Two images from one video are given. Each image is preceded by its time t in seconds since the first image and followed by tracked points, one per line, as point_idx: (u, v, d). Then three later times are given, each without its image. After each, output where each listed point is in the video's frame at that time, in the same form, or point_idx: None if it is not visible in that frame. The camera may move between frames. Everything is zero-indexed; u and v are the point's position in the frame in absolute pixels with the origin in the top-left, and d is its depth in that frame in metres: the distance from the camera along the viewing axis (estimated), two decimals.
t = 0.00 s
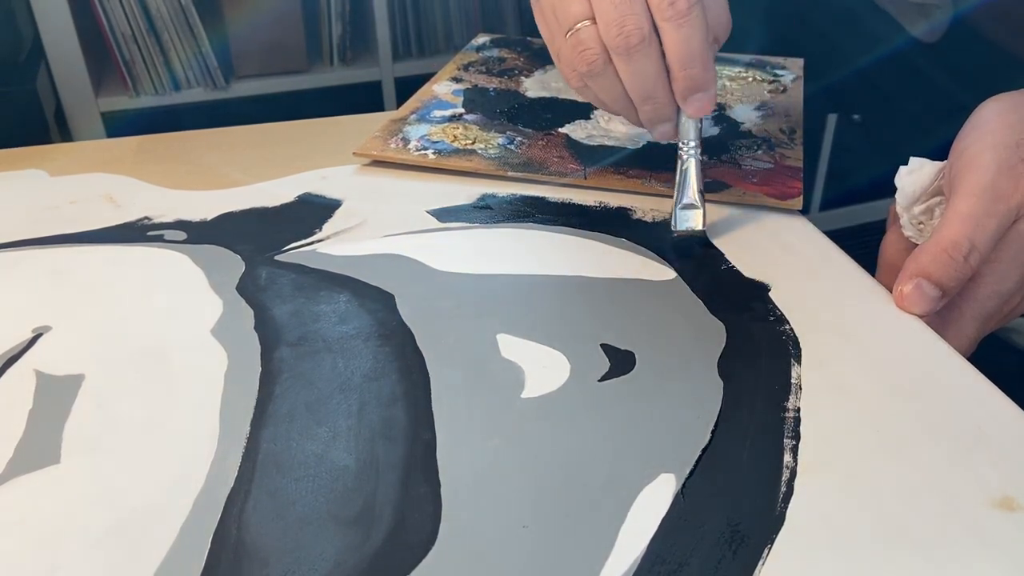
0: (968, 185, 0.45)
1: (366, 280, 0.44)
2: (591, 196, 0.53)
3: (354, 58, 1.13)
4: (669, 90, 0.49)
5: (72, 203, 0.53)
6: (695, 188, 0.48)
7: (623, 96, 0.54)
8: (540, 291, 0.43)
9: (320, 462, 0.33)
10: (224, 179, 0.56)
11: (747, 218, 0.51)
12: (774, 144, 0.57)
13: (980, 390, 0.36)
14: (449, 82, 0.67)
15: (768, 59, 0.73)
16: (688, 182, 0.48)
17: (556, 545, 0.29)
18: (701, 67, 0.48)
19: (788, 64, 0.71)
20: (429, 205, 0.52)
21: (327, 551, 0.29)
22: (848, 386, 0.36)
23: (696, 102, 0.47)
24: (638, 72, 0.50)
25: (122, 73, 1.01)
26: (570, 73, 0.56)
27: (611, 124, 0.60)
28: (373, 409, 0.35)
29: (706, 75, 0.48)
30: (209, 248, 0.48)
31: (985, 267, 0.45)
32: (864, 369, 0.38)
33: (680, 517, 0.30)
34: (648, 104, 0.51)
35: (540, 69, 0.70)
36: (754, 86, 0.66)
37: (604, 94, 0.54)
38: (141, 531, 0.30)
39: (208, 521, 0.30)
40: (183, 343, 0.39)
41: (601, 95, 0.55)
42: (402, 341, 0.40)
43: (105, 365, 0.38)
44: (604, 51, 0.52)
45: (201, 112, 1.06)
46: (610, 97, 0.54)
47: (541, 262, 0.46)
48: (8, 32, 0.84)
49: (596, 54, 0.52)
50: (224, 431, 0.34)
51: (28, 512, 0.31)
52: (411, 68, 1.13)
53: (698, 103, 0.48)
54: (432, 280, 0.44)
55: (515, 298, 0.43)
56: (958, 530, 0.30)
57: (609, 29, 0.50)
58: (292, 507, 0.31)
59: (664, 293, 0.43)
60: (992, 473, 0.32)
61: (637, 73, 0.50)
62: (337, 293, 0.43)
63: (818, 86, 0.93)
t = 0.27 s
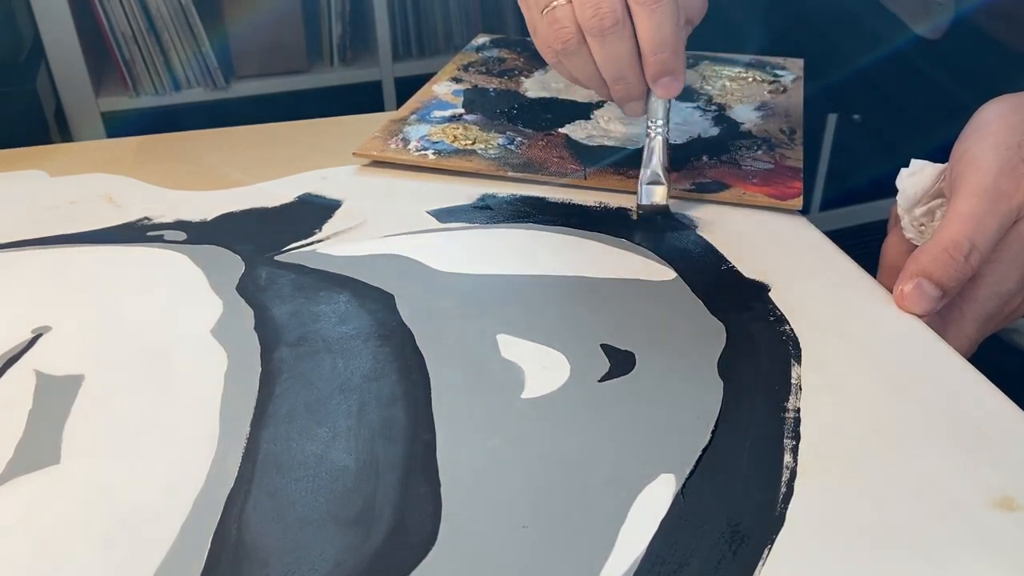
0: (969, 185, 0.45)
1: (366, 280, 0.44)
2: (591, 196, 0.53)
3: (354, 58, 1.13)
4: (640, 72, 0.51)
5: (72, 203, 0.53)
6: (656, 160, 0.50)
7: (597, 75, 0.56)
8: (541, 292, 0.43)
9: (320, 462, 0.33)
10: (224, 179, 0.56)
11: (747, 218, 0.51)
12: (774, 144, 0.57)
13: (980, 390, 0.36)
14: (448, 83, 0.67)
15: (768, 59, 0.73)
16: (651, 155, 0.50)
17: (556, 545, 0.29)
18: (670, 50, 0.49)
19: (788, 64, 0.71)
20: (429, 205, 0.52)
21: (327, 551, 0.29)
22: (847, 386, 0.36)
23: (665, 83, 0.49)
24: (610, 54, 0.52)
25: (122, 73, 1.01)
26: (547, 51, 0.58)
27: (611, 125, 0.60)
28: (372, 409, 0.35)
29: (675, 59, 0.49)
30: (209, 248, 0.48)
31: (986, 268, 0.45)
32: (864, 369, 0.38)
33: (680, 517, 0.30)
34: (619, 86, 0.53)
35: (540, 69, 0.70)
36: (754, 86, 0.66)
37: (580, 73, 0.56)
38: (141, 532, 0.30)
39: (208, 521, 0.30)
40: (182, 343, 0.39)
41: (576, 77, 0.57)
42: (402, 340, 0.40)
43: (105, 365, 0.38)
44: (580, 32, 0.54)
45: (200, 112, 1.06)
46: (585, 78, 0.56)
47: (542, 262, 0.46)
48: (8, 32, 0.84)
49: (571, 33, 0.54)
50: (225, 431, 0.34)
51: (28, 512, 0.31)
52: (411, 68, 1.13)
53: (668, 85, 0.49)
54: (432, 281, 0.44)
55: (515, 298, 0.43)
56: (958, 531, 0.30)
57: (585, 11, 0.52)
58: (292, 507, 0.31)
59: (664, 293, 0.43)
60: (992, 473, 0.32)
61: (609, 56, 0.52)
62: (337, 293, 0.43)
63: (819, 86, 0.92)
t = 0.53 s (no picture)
0: (972, 184, 0.45)
1: (366, 280, 0.44)
2: (591, 196, 0.53)
3: (354, 58, 1.13)
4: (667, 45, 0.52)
5: (72, 203, 0.53)
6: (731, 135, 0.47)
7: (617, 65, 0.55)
8: (541, 292, 0.43)
9: (320, 462, 0.33)
10: (224, 179, 0.56)
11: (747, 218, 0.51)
12: (774, 144, 0.57)
13: (980, 390, 0.36)
14: (449, 82, 0.67)
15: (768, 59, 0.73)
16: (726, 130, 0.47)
17: (556, 545, 0.29)
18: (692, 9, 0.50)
19: (788, 64, 0.71)
20: (429, 205, 0.52)
21: (328, 551, 0.29)
22: (848, 386, 0.36)
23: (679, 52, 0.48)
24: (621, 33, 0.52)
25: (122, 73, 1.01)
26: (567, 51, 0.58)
27: (612, 125, 0.60)
28: (373, 409, 0.35)
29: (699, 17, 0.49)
30: (209, 248, 0.48)
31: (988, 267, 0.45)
32: (864, 369, 0.38)
33: (680, 517, 0.30)
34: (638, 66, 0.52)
35: (541, 68, 0.70)
36: (755, 86, 0.66)
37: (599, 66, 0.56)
38: (141, 531, 0.30)
39: (208, 521, 0.30)
40: (183, 343, 0.39)
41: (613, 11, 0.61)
42: (402, 340, 0.40)
43: (106, 365, 0.38)
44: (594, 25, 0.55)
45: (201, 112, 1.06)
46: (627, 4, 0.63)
47: (542, 262, 0.46)
48: (8, 32, 0.84)
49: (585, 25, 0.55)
50: (225, 432, 0.34)
51: (29, 512, 0.31)
52: (411, 68, 1.13)
53: (685, 46, 0.49)
54: (432, 280, 0.44)
55: (515, 297, 0.43)
56: (958, 531, 0.30)
57: None
58: (292, 507, 0.31)
59: (664, 293, 0.43)
60: (992, 473, 0.32)
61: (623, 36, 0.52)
62: (337, 293, 0.43)
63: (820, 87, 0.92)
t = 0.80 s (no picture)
0: (973, 182, 0.45)
1: (366, 280, 0.44)
2: (591, 196, 0.53)
3: (355, 58, 1.13)
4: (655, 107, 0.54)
5: (72, 203, 0.53)
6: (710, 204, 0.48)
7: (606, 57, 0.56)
8: (541, 292, 0.43)
9: (320, 462, 0.33)
10: (225, 179, 0.56)
11: (747, 218, 0.51)
12: (774, 144, 0.57)
13: (980, 390, 0.36)
14: (449, 82, 0.67)
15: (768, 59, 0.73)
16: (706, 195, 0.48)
17: (556, 545, 0.29)
18: (682, 83, 0.51)
19: (788, 64, 0.71)
20: (429, 205, 0.52)
21: (328, 551, 0.29)
22: (848, 386, 0.36)
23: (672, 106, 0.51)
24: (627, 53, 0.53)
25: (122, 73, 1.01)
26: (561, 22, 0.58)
27: (612, 125, 0.60)
28: (372, 409, 0.35)
29: (688, 95, 0.50)
30: (209, 248, 0.48)
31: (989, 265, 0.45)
32: (864, 369, 0.38)
33: (680, 517, 0.30)
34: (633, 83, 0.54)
35: (541, 69, 0.70)
36: (755, 86, 0.66)
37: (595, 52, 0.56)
38: (141, 531, 0.30)
39: (208, 521, 0.30)
40: (183, 343, 0.39)
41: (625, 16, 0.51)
42: (402, 340, 0.40)
43: (106, 365, 0.38)
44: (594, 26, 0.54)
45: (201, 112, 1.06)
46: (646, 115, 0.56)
47: (541, 262, 0.46)
48: (8, 32, 0.84)
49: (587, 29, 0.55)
50: (224, 432, 0.34)
51: (29, 512, 0.31)
52: (411, 68, 1.13)
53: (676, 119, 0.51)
54: (432, 280, 0.44)
55: (515, 297, 0.43)
56: (958, 531, 0.30)
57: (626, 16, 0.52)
58: (292, 507, 0.31)
59: (664, 293, 0.43)
60: (992, 473, 0.32)
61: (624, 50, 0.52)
62: (337, 293, 0.43)
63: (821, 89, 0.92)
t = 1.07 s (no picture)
0: (982, 182, 0.45)
1: (366, 280, 0.44)
2: (591, 196, 0.53)
3: (355, 58, 1.13)
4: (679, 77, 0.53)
5: (72, 203, 0.53)
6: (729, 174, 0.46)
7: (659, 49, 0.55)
8: (541, 292, 0.43)
9: (320, 462, 0.33)
10: (224, 179, 0.56)
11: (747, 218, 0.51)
12: (774, 144, 0.57)
13: (981, 390, 0.36)
14: (449, 82, 0.67)
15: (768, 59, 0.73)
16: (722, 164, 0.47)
17: (556, 545, 0.29)
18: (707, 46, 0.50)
19: (787, 64, 0.71)
20: (429, 205, 0.52)
21: (328, 551, 0.29)
22: (848, 386, 0.36)
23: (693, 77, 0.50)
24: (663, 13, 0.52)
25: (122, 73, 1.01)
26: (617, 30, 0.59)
27: (611, 125, 0.60)
28: (372, 409, 0.35)
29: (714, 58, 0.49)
30: (209, 248, 0.48)
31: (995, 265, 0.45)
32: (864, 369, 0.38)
33: (680, 517, 0.30)
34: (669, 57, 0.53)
35: (541, 69, 0.70)
36: (755, 86, 0.66)
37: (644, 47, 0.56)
38: (141, 531, 0.30)
39: (207, 521, 0.30)
40: (183, 343, 0.39)
41: None
42: (402, 341, 0.40)
43: (105, 365, 0.38)
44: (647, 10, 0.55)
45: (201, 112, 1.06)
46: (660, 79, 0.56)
47: (542, 262, 0.46)
48: (8, 31, 0.84)
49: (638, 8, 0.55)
50: (225, 432, 0.34)
51: (28, 511, 0.31)
52: (411, 68, 1.13)
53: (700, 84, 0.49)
54: (432, 280, 0.44)
55: (515, 297, 0.43)
56: (958, 531, 0.29)
57: None
58: (292, 507, 0.31)
59: (665, 293, 0.43)
60: (992, 473, 0.32)
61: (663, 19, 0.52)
62: (337, 293, 0.43)
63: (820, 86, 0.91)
